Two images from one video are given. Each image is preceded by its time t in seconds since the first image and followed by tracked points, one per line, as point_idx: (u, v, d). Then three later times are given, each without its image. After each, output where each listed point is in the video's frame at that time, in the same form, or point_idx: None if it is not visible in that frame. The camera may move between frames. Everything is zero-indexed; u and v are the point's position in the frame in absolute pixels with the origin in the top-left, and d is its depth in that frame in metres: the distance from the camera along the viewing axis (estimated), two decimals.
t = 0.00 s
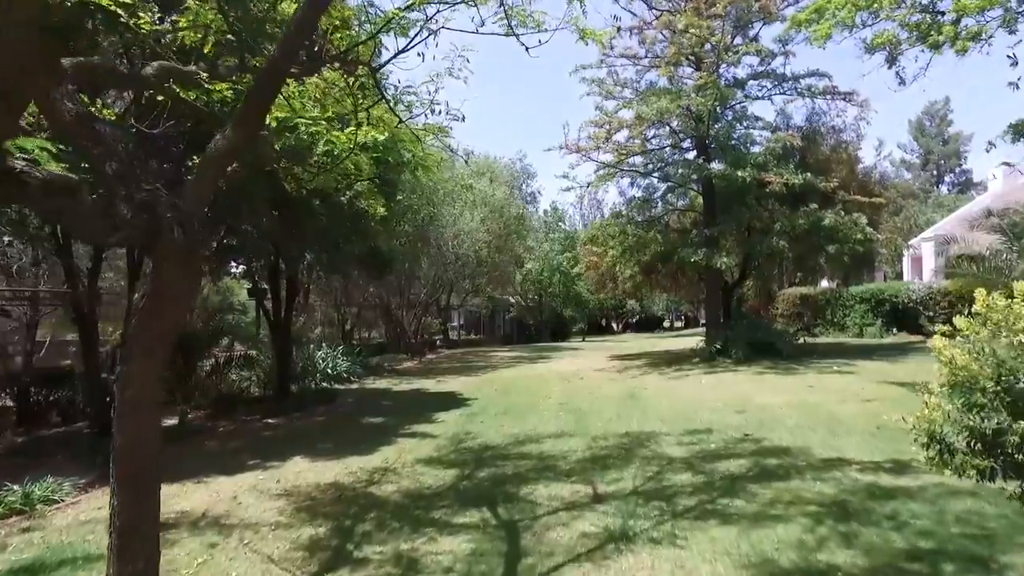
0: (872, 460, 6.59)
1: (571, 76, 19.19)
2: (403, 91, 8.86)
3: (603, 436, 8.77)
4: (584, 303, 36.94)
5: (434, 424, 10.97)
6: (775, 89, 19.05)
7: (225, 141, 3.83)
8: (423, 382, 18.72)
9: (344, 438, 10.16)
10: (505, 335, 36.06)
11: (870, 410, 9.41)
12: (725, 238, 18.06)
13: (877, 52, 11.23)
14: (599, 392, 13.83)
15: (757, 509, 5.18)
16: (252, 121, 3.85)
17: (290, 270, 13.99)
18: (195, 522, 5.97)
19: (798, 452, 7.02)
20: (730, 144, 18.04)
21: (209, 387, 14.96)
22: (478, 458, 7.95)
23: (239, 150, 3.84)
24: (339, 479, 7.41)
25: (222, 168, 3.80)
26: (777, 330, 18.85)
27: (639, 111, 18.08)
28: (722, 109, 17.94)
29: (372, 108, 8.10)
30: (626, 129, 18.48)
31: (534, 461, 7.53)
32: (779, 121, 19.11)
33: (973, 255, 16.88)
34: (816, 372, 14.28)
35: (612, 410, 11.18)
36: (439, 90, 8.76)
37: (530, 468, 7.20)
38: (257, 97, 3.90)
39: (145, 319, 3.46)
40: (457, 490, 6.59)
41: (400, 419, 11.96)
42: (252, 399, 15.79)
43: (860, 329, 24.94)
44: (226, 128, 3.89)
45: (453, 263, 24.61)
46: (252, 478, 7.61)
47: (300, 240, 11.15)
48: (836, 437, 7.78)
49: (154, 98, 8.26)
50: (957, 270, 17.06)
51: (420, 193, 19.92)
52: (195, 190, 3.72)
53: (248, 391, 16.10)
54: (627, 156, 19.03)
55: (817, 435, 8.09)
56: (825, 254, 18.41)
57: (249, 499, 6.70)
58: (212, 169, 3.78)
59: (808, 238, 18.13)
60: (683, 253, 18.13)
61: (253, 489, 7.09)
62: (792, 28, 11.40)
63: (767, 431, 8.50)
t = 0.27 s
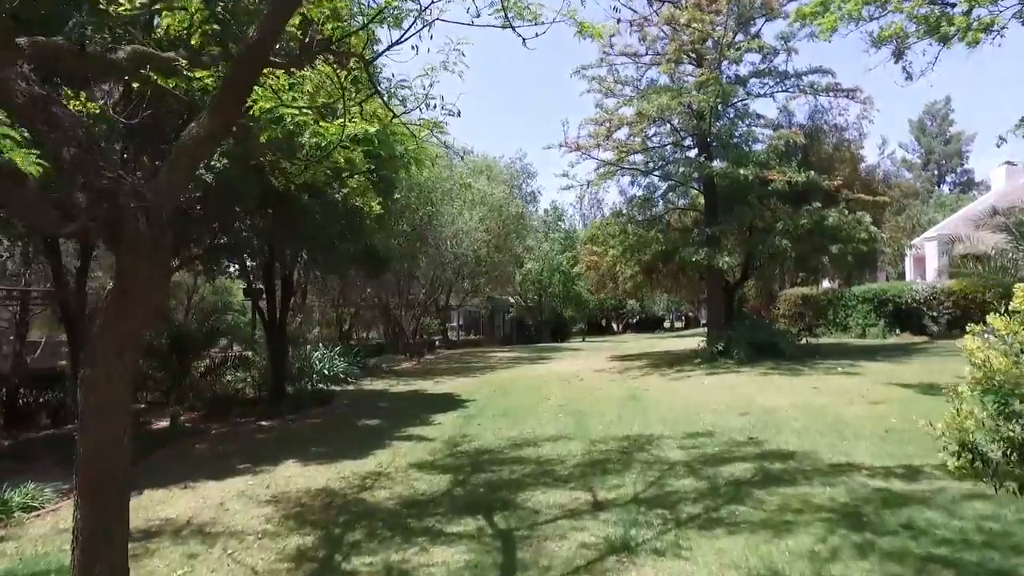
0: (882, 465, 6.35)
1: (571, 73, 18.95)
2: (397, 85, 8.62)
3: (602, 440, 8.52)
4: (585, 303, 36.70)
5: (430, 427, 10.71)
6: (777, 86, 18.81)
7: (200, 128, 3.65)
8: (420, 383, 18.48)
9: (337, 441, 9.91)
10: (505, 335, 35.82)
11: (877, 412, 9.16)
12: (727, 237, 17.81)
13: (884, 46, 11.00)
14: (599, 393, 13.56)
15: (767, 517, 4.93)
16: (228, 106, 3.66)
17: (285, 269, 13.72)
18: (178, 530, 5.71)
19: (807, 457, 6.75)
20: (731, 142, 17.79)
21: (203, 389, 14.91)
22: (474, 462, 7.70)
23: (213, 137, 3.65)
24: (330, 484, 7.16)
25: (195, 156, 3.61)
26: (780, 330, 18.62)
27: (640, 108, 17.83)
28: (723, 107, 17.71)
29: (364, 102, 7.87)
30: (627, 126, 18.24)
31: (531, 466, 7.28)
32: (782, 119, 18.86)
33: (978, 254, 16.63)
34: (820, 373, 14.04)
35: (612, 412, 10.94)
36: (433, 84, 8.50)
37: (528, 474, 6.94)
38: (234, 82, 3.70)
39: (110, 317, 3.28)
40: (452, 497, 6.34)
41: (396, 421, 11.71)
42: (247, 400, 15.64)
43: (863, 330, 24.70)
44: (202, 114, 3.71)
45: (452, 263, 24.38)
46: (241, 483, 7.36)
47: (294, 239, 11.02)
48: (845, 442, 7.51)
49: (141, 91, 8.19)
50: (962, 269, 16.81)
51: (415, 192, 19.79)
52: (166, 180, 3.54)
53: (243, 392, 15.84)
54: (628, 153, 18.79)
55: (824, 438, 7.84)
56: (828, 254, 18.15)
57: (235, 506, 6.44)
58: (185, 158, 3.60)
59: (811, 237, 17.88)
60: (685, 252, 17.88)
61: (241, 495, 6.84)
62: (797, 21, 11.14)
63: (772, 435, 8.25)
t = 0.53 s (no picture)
0: (893, 472, 6.10)
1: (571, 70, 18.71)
2: (391, 78, 8.37)
3: (602, 444, 8.28)
4: (585, 303, 36.48)
5: (427, 429, 10.47)
6: (780, 84, 18.57)
7: (171, 116, 3.60)
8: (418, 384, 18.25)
9: (331, 445, 9.68)
10: (505, 336, 35.60)
11: (885, 416, 8.92)
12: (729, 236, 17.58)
13: (891, 41, 10.76)
14: (599, 395, 13.32)
15: (776, 528, 4.68)
16: (201, 95, 3.62)
17: (279, 269, 13.48)
18: (160, 540, 5.46)
19: (815, 463, 6.51)
20: (733, 140, 17.55)
21: (200, 391, 14.81)
22: (470, 468, 7.46)
23: (185, 126, 3.60)
24: (321, 491, 6.91)
25: (166, 145, 3.56)
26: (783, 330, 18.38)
27: (641, 105, 17.59)
28: (726, 104, 17.47)
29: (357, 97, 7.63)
30: (628, 124, 18.00)
31: (529, 472, 7.03)
32: (785, 117, 18.63)
33: (984, 254, 16.38)
34: (824, 375, 13.80)
35: (613, 415, 10.70)
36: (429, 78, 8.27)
37: (526, 480, 6.69)
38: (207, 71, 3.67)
39: (70, 313, 3.15)
40: (446, 505, 6.10)
41: (392, 424, 11.47)
42: (242, 401, 15.43)
43: (866, 331, 24.50)
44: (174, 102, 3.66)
45: (450, 263, 24.12)
46: (229, 490, 7.11)
47: (288, 238, 10.79)
48: (854, 447, 7.26)
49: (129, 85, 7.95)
50: (968, 269, 16.56)
51: (413, 190, 20.10)
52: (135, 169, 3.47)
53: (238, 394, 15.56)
54: (629, 152, 18.55)
55: (832, 443, 7.59)
56: (832, 253, 17.91)
57: (221, 514, 6.20)
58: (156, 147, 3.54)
59: (814, 236, 17.65)
60: (686, 252, 17.64)
61: (228, 502, 6.59)
62: (803, 15, 10.89)
63: (779, 439, 8.00)
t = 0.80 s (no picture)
0: (906, 476, 5.88)
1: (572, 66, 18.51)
2: (387, 71, 8.17)
3: (604, 447, 8.06)
4: (586, 303, 36.28)
5: (425, 431, 10.25)
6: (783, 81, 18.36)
7: (145, 102, 3.42)
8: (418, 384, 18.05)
9: (326, 447, 9.46)
10: (506, 336, 35.39)
11: (893, 418, 8.70)
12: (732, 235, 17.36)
13: (898, 35, 10.54)
14: (600, 396, 13.10)
15: (788, 537, 4.46)
16: (176, 80, 3.42)
17: (276, 268, 13.28)
18: (145, 548, 5.24)
19: (825, 467, 6.29)
20: (736, 138, 17.34)
21: (196, 390, 14.64)
22: (467, 472, 7.24)
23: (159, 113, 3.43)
24: (313, 495, 6.69)
25: (139, 133, 3.39)
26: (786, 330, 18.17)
27: (642, 102, 17.38)
28: (729, 101, 17.26)
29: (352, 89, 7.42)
30: (630, 121, 17.79)
31: (529, 476, 6.81)
32: (788, 114, 18.41)
33: (991, 253, 16.15)
34: (829, 376, 13.57)
35: (615, 417, 10.48)
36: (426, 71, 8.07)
37: (525, 485, 6.47)
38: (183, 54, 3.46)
39: (29, 313, 3.02)
40: (443, 511, 5.87)
41: (389, 425, 11.25)
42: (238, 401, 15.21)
43: (870, 331, 24.32)
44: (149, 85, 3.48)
45: (450, 262, 23.80)
46: (219, 494, 6.89)
47: (283, 236, 10.58)
48: (864, 451, 7.05)
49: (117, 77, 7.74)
50: (975, 268, 16.33)
51: (410, 187, 20.00)
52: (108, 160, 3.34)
53: (234, 394, 15.36)
54: (630, 149, 18.34)
55: (840, 446, 7.37)
56: (836, 252, 17.68)
57: (210, 520, 5.98)
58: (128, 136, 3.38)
59: (818, 235, 17.43)
60: (689, 251, 17.43)
61: (217, 508, 6.37)
62: (809, 9, 10.68)
63: (786, 442, 7.78)
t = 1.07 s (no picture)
0: (924, 483, 5.63)
1: (574, 63, 18.28)
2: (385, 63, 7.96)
3: (609, 451, 7.82)
4: (588, 303, 36.04)
5: (424, 433, 10.02)
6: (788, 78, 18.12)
7: (117, 83, 3.50)
8: (418, 385, 17.81)
9: (323, 450, 9.23)
10: (507, 336, 35.14)
11: (905, 420, 8.46)
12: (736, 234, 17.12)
13: (908, 29, 10.31)
14: (603, 398, 12.86)
15: (806, 549, 4.21)
16: (149, 60, 3.53)
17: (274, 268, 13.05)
18: (130, 558, 5.01)
19: (840, 473, 6.04)
20: (741, 135, 17.10)
21: (193, 390, 14.33)
22: (468, 476, 7.00)
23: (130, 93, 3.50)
24: (308, 501, 6.46)
25: (109, 115, 3.46)
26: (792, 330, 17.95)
27: (646, 99, 17.14)
28: (733, 98, 17.03)
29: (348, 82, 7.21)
30: (633, 119, 17.56)
31: (531, 481, 6.57)
32: (793, 111, 18.17)
33: (1001, 252, 15.90)
34: (837, 377, 13.32)
35: (619, 419, 10.25)
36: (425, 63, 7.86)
37: (528, 491, 6.23)
38: (156, 35, 3.55)
39: None
40: (442, 518, 5.64)
41: (389, 427, 11.02)
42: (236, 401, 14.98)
43: (875, 331, 24.08)
44: (123, 67, 3.57)
45: (450, 261, 23.54)
46: (210, 500, 6.65)
47: (279, 235, 10.34)
48: (879, 455, 6.81)
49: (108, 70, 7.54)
50: (984, 267, 16.08)
51: (411, 186, 19.82)
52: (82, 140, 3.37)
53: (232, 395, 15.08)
54: (633, 147, 18.11)
55: (853, 450, 7.13)
56: (842, 251, 17.43)
57: (199, 528, 5.75)
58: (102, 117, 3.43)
59: (823, 234, 17.20)
60: (693, 250, 17.18)
61: (207, 515, 6.13)
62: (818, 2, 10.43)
63: (797, 446, 7.53)
